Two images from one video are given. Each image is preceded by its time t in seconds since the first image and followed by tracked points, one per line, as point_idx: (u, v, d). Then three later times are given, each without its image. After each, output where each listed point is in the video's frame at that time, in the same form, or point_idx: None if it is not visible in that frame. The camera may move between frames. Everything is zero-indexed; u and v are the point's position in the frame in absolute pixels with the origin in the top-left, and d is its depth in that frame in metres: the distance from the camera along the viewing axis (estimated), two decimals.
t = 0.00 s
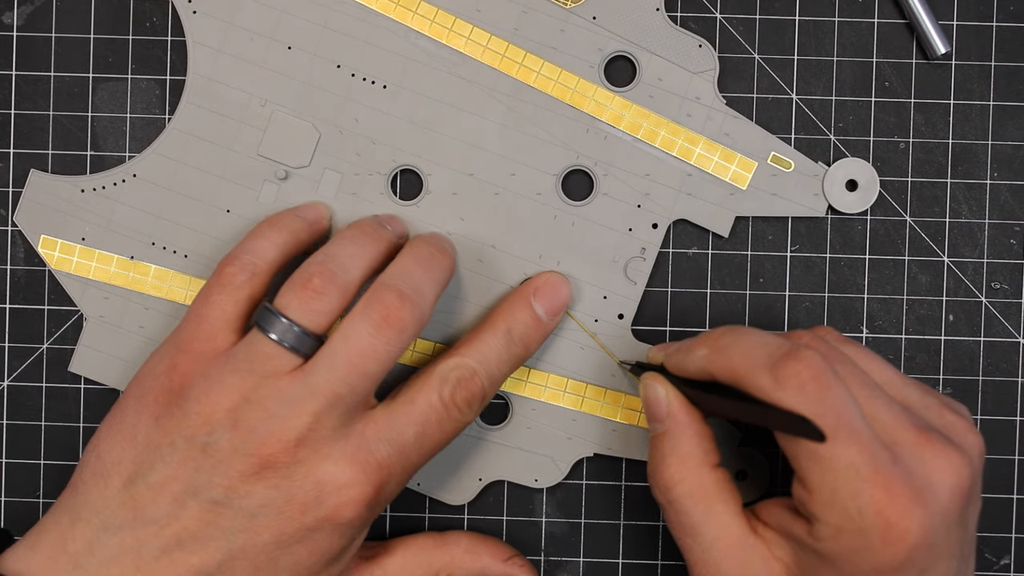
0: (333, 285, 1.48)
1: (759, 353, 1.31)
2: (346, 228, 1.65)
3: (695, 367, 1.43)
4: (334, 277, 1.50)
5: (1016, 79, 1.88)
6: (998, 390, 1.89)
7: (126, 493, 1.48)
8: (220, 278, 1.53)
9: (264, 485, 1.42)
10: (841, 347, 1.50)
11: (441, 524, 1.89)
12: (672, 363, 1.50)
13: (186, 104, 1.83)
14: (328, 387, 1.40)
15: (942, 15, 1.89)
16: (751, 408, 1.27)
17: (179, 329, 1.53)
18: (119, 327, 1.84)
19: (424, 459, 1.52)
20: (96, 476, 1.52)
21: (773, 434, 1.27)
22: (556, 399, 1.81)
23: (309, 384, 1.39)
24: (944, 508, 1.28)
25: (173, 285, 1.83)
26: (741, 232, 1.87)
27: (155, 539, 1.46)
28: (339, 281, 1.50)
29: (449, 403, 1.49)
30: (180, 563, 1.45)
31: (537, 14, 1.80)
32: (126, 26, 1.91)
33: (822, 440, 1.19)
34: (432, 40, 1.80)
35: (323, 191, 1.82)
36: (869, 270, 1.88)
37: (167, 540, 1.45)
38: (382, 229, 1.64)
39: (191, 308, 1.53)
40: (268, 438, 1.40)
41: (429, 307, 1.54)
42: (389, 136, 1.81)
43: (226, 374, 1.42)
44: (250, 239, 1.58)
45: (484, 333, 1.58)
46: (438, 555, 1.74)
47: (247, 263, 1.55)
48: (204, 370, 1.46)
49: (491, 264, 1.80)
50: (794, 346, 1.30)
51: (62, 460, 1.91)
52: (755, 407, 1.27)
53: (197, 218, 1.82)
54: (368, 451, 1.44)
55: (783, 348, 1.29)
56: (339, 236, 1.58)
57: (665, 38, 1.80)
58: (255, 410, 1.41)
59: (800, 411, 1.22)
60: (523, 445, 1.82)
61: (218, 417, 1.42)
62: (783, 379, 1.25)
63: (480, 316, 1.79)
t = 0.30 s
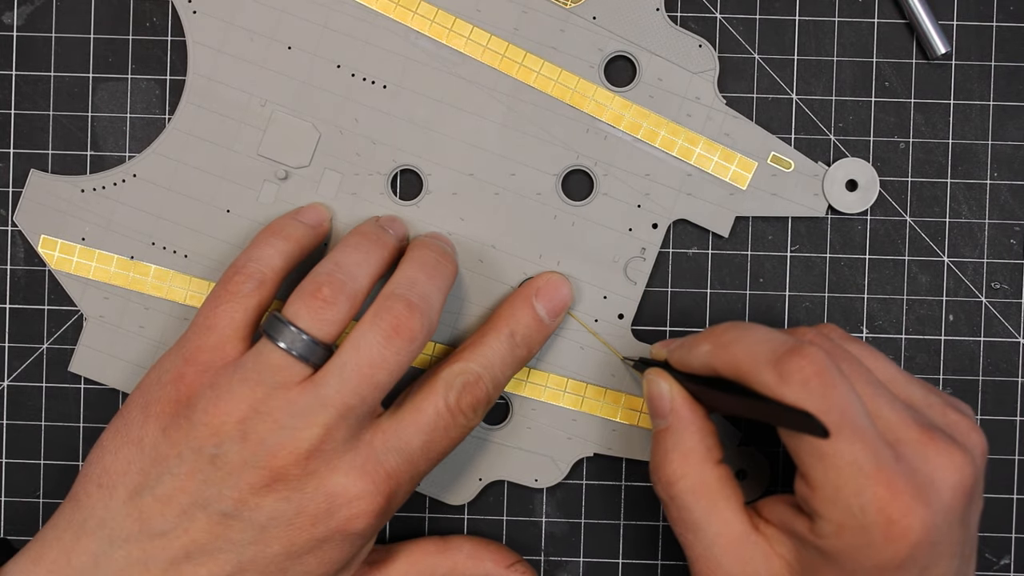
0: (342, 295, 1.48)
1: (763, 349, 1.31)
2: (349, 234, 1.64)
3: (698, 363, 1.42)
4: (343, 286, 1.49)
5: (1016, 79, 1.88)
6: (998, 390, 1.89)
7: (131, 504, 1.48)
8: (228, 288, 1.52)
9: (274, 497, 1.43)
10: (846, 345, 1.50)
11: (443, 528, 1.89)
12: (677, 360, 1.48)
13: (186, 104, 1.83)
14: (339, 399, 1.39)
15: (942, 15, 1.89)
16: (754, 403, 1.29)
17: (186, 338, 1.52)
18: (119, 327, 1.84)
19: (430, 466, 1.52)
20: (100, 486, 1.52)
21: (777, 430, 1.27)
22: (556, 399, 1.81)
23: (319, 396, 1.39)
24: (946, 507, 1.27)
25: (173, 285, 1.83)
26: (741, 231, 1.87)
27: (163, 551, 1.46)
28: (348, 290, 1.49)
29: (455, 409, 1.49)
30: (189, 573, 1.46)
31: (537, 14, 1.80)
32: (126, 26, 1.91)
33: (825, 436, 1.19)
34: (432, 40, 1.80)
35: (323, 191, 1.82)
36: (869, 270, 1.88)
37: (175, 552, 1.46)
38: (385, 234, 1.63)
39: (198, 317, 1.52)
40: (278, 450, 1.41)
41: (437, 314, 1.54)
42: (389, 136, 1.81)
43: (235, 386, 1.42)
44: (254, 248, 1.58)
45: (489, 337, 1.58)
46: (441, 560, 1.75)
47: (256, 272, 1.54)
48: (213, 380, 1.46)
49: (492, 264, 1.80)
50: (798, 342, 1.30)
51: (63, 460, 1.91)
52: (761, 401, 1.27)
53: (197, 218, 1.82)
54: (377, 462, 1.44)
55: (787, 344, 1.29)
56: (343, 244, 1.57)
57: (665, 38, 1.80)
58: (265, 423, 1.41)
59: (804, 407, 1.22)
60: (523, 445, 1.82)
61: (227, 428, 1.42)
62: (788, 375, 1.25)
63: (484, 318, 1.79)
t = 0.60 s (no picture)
0: (349, 301, 1.48)
1: (762, 349, 1.31)
2: (351, 238, 1.64)
3: (698, 363, 1.43)
4: (349, 292, 1.49)
5: (1016, 79, 1.88)
6: (998, 390, 1.89)
7: (137, 511, 1.48)
8: (234, 294, 1.52)
9: (281, 506, 1.42)
10: (848, 346, 1.50)
11: (446, 532, 1.89)
12: (675, 358, 1.50)
13: (186, 104, 1.83)
14: (347, 407, 1.39)
15: (942, 15, 1.89)
16: (755, 404, 1.29)
17: (192, 345, 1.52)
18: (119, 327, 1.84)
19: (435, 471, 1.52)
20: (103, 494, 1.52)
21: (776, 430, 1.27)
22: (556, 398, 1.81)
23: (327, 404, 1.39)
24: (945, 507, 1.27)
25: (173, 285, 1.83)
26: (741, 231, 1.87)
27: (168, 560, 1.46)
28: (354, 296, 1.49)
29: (459, 414, 1.49)
30: None
31: (537, 14, 1.80)
32: (126, 26, 1.91)
33: (824, 436, 1.19)
34: (432, 40, 1.80)
35: (323, 192, 1.82)
36: (869, 270, 1.88)
37: (181, 561, 1.46)
38: (387, 238, 1.63)
39: (204, 324, 1.52)
40: (285, 458, 1.40)
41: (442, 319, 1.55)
42: (389, 136, 1.81)
43: (241, 394, 1.42)
44: (257, 253, 1.59)
45: (491, 340, 1.58)
46: (440, 562, 1.76)
47: (262, 278, 1.55)
48: (219, 389, 1.45)
49: (492, 265, 1.80)
50: (798, 343, 1.30)
51: (63, 460, 1.91)
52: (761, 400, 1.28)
53: (197, 218, 1.82)
54: (383, 469, 1.45)
55: (787, 344, 1.29)
56: (347, 249, 1.57)
57: (664, 38, 1.80)
58: (272, 431, 1.40)
59: (803, 407, 1.22)
60: (523, 445, 1.82)
61: (234, 437, 1.42)
62: (787, 375, 1.25)
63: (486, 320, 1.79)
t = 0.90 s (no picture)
0: (350, 302, 1.48)
1: (768, 351, 1.31)
2: (352, 238, 1.64)
3: (703, 363, 1.42)
4: (351, 293, 1.49)
5: (1016, 79, 1.89)
6: (998, 390, 1.89)
7: (138, 513, 1.48)
8: (235, 295, 1.52)
9: (282, 507, 1.43)
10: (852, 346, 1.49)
11: (447, 533, 1.88)
12: (678, 357, 1.49)
13: (186, 104, 1.83)
14: (349, 409, 1.39)
15: (942, 15, 1.89)
16: (761, 408, 1.29)
17: (192, 346, 1.52)
18: (119, 327, 1.84)
19: (436, 473, 1.52)
20: (104, 495, 1.52)
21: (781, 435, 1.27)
22: (556, 399, 1.81)
23: (328, 406, 1.39)
24: (950, 509, 1.27)
25: (173, 285, 1.83)
26: (741, 231, 1.87)
27: (170, 561, 1.46)
28: (356, 297, 1.49)
29: (460, 415, 1.49)
30: None
31: (537, 14, 1.80)
32: (126, 26, 1.91)
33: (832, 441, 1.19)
34: (432, 40, 1.80)
35: (323, 192, 1.82)
36: (869, 270, 1.88)
37: (182, 562, 1.46)
38: (387, 239, 1.63)
39: (204, 325, 1.52)
40: (287, 460, 1.40)
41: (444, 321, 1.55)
42: (389, 136, 1.81)
43: (242, 396, 1.41)
44: (257, 254, 1.59)
45: (492, 341, 1.58)
46: (441, 562, 1.76)
47: (263, 279, 1.55)
48: (219, 390, 1.45)
49: (492, 265, 1.80)
50: (803, 344, 1.29)
51: (63, 460, 1.91)
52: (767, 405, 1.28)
53: (197, 218, 1.82)
54: (385, 470, 1.44)
55: (794, 346, 1.29)
56: (348, 250, 1.57)
57: (664, 38, 1.80)
58: (273, 432, 1.40)
59: (811, 411, 1.22)
60: (523, 445, 1.82)
61: (236, 438, 1.41)
62: (794, 378, 1.24)
63: (487, 321, 1.79)
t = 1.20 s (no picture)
0: (351, 301, 1.48)
1: (715, 329, 1.30)
2: (353, 238, 1.64)
3: (652, 338, 1.43)
4: (351, 292, 1.49)
5: (1016, 79, 1.89)
6: (998, 390, 1.89)
7: (138, 512, 1.48)
8: (236, 293, 1.53)
9: (282, 506, 1.42)
10: (800, 324, 1.47)
11: (448, 533, 1.88)
12: (630, 332, 1.50)
13: (186, 104, 1.83)
14: (349, 407, 1.39)
15: (941, 15, 1.89)
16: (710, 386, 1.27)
17: (193, 344, 1.52)
18: (119, 326, 1.84)
19: (436, 472, 1.52)
20: (104, 494, 1.52)
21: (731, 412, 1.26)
22: (556, 399, 1.81)
23: (329, 404, 1.39)
24: (904, 485, 1.26)
25: (173, 284, 1.83)
26: (741, 232, 1.87)
27: (169, 559, 1.46)
28: (356, 296, 1.49)
29: (460, 415, 1.49)
30: None
31: (537, 14, 1.80)
32: (126, 26, 1.91)
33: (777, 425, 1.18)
34: (432, 40, 1.80)
35: (323, 191, 1.82)
36: (869, 270, 1.88)
37: (182, 561, 1.46)
38: (388, 238, 1.63)
39: (204, 323, 1.52)
40: (287, 458, 1.40)
41: (444, 322, 1.55)
42: (389, 136, 1.81)
43: (242, 394, 1.41)
44: (257, 254, 1.58)
45: (492, 341, 1.58)
46: (441, 562, 1.76)
47: (264, 277, 1.55)
48: (219, 389, 1.45)
49: (492, 265, 1.80)
50: (750, 322, 1.28)
51: (63, 459, 1.91)
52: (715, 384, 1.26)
53: (197, 219, 1.82)
54: (384, 469, 1.45)
55: (740, 324, 1.28)
56: (348, 249, 1.57)
57: (664, 38, 1.80)
58: (273, 431, 1.40)
59: (753, 390, 1.20)
60: (523, 445, 1.82)
61: (235, 437, 1.41)
62: (739, 356, 1.23)
63: (487, 320, 1.79)
